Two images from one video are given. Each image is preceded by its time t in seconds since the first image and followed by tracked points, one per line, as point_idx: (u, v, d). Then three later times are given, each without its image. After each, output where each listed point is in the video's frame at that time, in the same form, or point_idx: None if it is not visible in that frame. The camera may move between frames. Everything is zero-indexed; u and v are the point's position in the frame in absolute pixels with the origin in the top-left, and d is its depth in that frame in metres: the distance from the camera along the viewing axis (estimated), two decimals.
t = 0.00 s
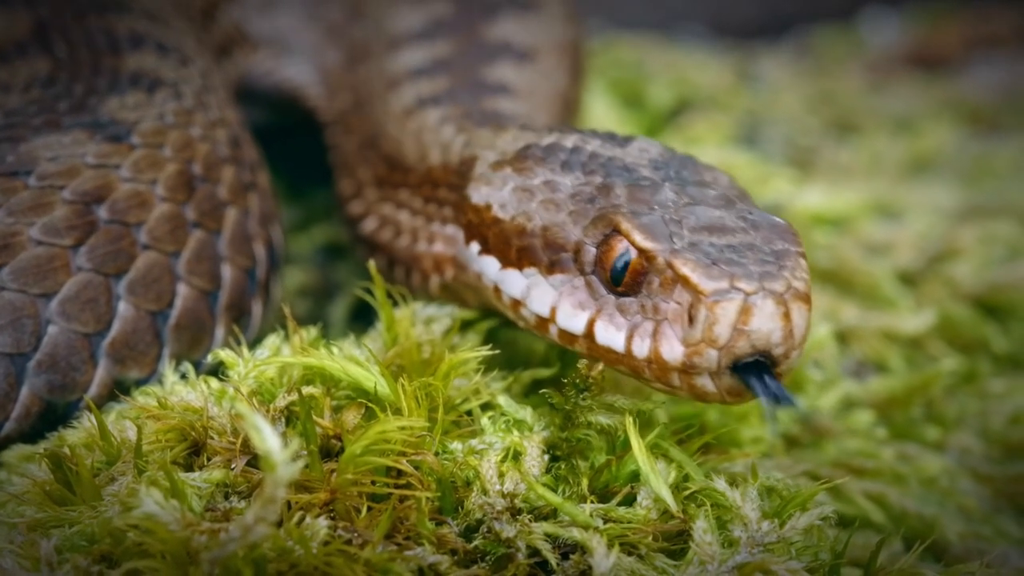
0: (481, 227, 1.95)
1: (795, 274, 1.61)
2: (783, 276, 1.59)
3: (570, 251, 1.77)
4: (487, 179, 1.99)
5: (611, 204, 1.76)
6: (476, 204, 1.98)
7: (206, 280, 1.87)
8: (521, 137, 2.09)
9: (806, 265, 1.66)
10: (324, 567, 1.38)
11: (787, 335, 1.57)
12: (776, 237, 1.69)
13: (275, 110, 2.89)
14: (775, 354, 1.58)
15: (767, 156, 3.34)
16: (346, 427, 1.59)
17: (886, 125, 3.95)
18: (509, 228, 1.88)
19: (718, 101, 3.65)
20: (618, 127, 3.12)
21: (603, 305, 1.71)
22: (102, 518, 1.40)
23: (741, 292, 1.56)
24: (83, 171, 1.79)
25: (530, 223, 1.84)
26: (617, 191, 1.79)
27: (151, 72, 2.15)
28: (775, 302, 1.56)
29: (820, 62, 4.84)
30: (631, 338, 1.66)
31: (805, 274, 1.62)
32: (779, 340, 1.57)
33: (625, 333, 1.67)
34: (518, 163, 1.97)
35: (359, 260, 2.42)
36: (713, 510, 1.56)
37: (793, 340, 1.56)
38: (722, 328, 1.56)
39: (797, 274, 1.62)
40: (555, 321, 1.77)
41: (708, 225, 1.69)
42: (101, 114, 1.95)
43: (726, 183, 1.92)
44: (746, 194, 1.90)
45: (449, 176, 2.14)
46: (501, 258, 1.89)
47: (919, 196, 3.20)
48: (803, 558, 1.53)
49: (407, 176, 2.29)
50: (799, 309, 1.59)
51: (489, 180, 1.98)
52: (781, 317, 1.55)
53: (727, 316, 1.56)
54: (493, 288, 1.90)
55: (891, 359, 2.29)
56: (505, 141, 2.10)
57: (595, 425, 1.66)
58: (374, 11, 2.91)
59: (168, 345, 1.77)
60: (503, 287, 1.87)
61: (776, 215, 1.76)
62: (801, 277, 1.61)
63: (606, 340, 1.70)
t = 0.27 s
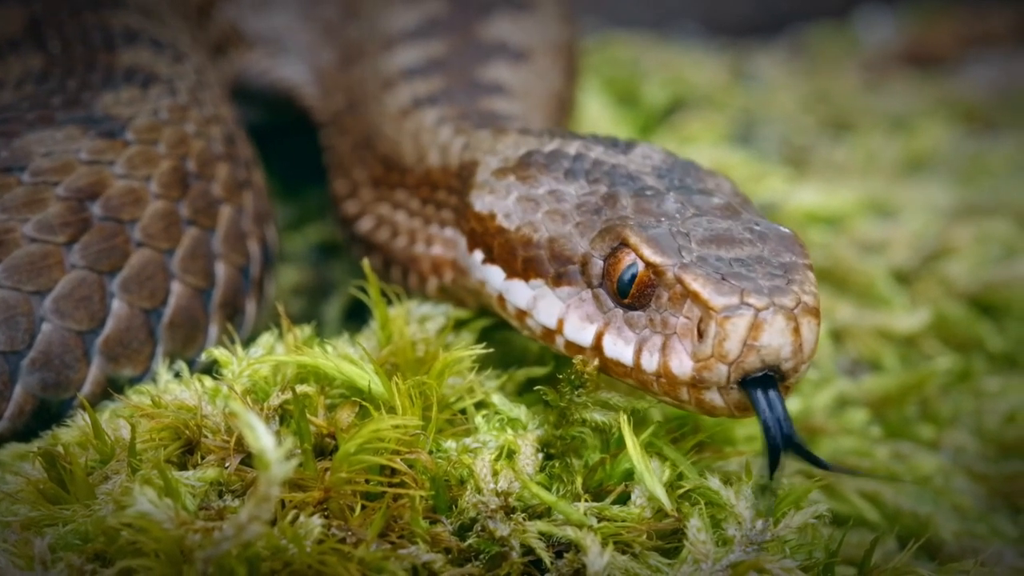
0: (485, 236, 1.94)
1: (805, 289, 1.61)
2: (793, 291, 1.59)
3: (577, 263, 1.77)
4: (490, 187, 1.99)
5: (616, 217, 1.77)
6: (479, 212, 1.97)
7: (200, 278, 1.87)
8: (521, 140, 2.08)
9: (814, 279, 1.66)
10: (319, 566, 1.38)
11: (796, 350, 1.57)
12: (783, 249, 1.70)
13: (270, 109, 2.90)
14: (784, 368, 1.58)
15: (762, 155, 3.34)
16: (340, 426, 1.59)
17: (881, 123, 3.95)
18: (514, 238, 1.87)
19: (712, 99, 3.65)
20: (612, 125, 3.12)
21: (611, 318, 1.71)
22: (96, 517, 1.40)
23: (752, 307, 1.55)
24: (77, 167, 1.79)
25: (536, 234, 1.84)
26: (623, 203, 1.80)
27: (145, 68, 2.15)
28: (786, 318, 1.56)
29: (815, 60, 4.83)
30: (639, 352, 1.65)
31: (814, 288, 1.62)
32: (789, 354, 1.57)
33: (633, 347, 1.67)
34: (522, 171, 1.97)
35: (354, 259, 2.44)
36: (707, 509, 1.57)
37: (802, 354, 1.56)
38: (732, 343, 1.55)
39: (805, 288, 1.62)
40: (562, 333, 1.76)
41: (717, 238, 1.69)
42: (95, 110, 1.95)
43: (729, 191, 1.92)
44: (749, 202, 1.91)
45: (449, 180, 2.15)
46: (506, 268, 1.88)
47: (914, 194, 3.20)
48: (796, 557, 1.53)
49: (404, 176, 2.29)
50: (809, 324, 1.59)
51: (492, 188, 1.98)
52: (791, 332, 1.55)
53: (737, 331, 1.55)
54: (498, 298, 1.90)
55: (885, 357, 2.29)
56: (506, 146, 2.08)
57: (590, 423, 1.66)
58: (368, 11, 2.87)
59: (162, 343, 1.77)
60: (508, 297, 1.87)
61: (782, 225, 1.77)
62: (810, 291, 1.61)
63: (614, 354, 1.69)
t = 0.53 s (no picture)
0: (479, 234, 1.94)
1: (799, 285, 1.61)
2: (788, 287, 1.59)
3: (571, 260, 1.77)
4: (484, 185, 1.98)
5: (610, 213, 1.77)
6: (472, 211, 1.97)
7: (192, 277, 1.87)
8: (514, 138, 2.08)
9: (808, 275, 1.66)
10: (310, 565, 1.38)
11: (792, 347, 1.57)
12: (777, 245, 1.70)
13: (261, 105, 2.89)
14: (779, 365, 1.57)
15: (755, 153, 3.33)
16: (332, 424, 1.59)
17: (874, 121, 3.95)
18: (508, 236, 1.87)
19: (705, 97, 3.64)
20: (605, 123, 3.12)
21: (606, 315, 1.71)
22: (87, 516, 1.40)
23: (747, 305, 1.55)
24: (69, 165, 1.79)
25: (530, 231, 1.84)
26: (616, 199, 1.80)
27: (137, 65, 2.15)
28: (781, 315, 1.56)
29: (808, 57, 4.83)
30: (634, 349, 1.65)
31: (809, 284, 1.62)
32: (784, 351, 1.56)
33: (628, 343, 1.67)
34: (515, 169, 1.96)
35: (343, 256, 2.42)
36: (699, 507, 1.56)
37: (798, 352, 1.55)
38: (728, 340, 1.55)
39: (800, 284, 1.61)
40: (556, 330, 1.76)
41: (711, 234, 1.69)
42: (87, 107, 1.95)
43: (722, 185, 1.92)
44: (741, 196, 1.91)
45: (441, 177, 2.15)
46: (500, 266, 1.87)
47: (906, 191, 3.19)
48: (789, 555, 1.53)
49: (398, 174, 2.29)
50: (804, 321, 1.58)
51: (485, 186, 1.97)
52: (786, 329, 1.55)
53: (733, 328, 1.55)
54: (492, 296, 1.89)
55: (878, 355, 2.29)
56: (498, 143, 2.08)
57: (582, 420, 1.66)
58: (361, 9, 2.86)
59: (154, 342, 1.77)
60: (503, 294, 1.86)
61: (775, 219, 1.76)
62: (804, 288, 1.61)
63: (609, 351, 1.69)
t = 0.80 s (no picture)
0: (479, 233, 1.94)
1: (802, 282, 1.60)
2: (790, 285, 1.59)
3: (572, 259, 1.77)
4: (484, 184, 1.98)
5: (612, 211, 1.76)
6: (472, 210, 1.97)
7: (185, 275, 1.87)
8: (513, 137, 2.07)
9: (811, 272, 1.66)
10: (303, 563, 1.38)
11: (794, 344, 1.57)
12: (779, 241, 1.69)
13: (255, 104, 2.93)
14: (782, 362, 1.58)
15: (748, 151, 3.33)
16: (325, 423, 1.58)
17: (867, 119, 3.94)
18: (508, 235, 1.87)
19: (698, 96, 3.64)
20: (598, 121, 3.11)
21: (607, 313, 1.71)
22: (80, 515, 1.40)
23: (749, 303, 1.55)
24: (61, 165, 1.79)
25: (531, 230, 1.84)
26: (617, 197, 1.79)
27: (130, 65, 2.15)
28: (783, 312, 1.56)
29: (802, 55, 4.82)
30: (636, 347, 1.65)
31: (811, 281, 1.62)
32: (786, 349, 1.56)
33: (629, 341, 1.67)
34: (514, 167, 1.96)
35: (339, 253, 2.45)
36: (692, 505, 1.56)
37: (800, 349, 1.56)
38: (730, 339, 1.55)
39: (802, 281, 1.61)
40: (558, 329, 1.76)
41: (712, 232, 1.69)
42: (80, 107, 1.95)
43: (722, 182, 1.92)
44: (742, 193, 1.91)
45: (440, 177, 2.15)
46: (501, 265, 1.87)
47: (899, 190, 3.19)
48: (782, 553, 1.53)
49: (396, 174, 2.28)
50: (806, 318, 1.59)
51: (485, 185, 1.97)
52: (788, 327, 1.55)
53: (735, 326, 1.55)
54: (493, 295, 1.89)
55: (872, 354, 2.29)
56: (497, 142, 2.07)
57: (575, 419, 1.66)
58: (355, 7, 2.83)
59: (147, 340, 1.77)
60: (504, 293, 1.86)
61: (777, 216, 1.76)
62: (806, 285, 1.61)
63: (611, 349, 1.69)
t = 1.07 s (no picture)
0: (472, 234, 1.94)
1: (794, 279, 1.60)
2: (783, 282, 1.59)
3: (565, 258, 1.77)
4: (476, 185, 1.98)
5: (604, 210, 1.76)
6: (465, 211, 1.97)
7: (178, 274, 1.86)
8: (506, 137, 2.07)
9: (804, 268, 1.66)
10: (297, 561, 1.38)
11: (788, 341, 1.56)
12: (772, 239, 1.70)
13: (247, 104, 2.89)
14: (776, 359, 1.57)
15: (742, 149, 3.32)
16: (318, 421, 1.59)
17: (861, 117, 3.94)
18: (501, 235, 1.86)
19: (692, 94, 3.64)
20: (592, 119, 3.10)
21: (601, 312, 1.70)
22: (73, 513, 1.40)
23: (742, 300, 1.55)
24: (55, 164, 1.79)
25: (523, 230, 1.84)
26: (609, 195, 1.79)
27: (123, 65, 2.15)
28: (776, 309, 1.55)
29: (796, 53, 4.82)
30: (630, 345, 1.65)
31: (804, 278, 1.62)
32: (780, 346, 1.56)
33: (623, 340, 1.66)
34: (506, 167, 1.96)
35: (332, 253, 2.45)
36: (685, 503, 1.57)
37: (794, 346, 1.55)
38: (724, 336, 1.55)
39: (795, 279, 1.61)
40: (552, 328, 1.76)
41: (704, 230, 1.69)
42: (73, 107, 1.95)
43: (715, 179, 1.92)
44: (735, 190, 1.91)
45: (435, 178, 2.15)
46: (495, 265, 1.87)
47: (893, 188, 3.19)
48: (775, 551, 1.53)
49: (391, 175, 2.28)
50: (799, 315, 1.58)
51: (477, 185, 1.97)
52: (782, 324, 1.55)
53: (729, 324, 1.55)
54: (487, 295, 1.89)
55: (865, 352, 2.29)
56: (490, 142, 2.07)
57: (568, 417, 1.65)
58: (347, 10, 2.85)
59: (140, 338, 1.77)
60: (497, 294, 1.86)
61: (770, 213, 1.76)
62: (799, 282, 1.61)
63: (605, 348, 1.69)
